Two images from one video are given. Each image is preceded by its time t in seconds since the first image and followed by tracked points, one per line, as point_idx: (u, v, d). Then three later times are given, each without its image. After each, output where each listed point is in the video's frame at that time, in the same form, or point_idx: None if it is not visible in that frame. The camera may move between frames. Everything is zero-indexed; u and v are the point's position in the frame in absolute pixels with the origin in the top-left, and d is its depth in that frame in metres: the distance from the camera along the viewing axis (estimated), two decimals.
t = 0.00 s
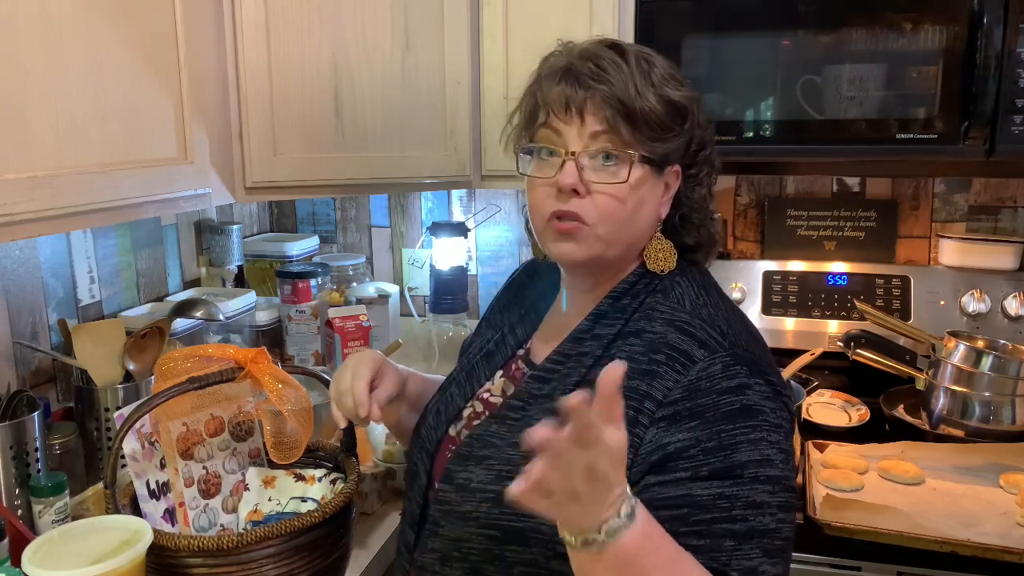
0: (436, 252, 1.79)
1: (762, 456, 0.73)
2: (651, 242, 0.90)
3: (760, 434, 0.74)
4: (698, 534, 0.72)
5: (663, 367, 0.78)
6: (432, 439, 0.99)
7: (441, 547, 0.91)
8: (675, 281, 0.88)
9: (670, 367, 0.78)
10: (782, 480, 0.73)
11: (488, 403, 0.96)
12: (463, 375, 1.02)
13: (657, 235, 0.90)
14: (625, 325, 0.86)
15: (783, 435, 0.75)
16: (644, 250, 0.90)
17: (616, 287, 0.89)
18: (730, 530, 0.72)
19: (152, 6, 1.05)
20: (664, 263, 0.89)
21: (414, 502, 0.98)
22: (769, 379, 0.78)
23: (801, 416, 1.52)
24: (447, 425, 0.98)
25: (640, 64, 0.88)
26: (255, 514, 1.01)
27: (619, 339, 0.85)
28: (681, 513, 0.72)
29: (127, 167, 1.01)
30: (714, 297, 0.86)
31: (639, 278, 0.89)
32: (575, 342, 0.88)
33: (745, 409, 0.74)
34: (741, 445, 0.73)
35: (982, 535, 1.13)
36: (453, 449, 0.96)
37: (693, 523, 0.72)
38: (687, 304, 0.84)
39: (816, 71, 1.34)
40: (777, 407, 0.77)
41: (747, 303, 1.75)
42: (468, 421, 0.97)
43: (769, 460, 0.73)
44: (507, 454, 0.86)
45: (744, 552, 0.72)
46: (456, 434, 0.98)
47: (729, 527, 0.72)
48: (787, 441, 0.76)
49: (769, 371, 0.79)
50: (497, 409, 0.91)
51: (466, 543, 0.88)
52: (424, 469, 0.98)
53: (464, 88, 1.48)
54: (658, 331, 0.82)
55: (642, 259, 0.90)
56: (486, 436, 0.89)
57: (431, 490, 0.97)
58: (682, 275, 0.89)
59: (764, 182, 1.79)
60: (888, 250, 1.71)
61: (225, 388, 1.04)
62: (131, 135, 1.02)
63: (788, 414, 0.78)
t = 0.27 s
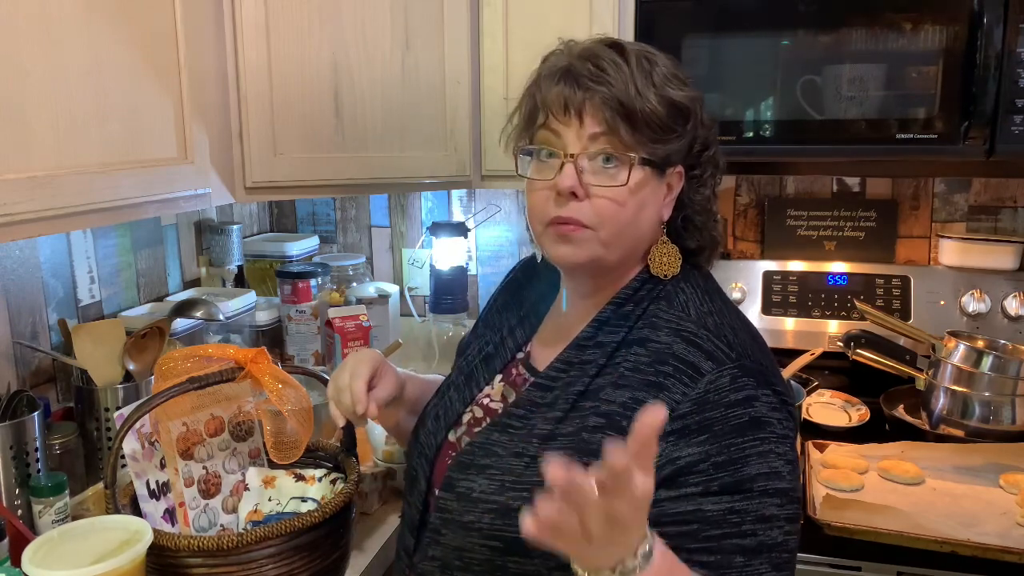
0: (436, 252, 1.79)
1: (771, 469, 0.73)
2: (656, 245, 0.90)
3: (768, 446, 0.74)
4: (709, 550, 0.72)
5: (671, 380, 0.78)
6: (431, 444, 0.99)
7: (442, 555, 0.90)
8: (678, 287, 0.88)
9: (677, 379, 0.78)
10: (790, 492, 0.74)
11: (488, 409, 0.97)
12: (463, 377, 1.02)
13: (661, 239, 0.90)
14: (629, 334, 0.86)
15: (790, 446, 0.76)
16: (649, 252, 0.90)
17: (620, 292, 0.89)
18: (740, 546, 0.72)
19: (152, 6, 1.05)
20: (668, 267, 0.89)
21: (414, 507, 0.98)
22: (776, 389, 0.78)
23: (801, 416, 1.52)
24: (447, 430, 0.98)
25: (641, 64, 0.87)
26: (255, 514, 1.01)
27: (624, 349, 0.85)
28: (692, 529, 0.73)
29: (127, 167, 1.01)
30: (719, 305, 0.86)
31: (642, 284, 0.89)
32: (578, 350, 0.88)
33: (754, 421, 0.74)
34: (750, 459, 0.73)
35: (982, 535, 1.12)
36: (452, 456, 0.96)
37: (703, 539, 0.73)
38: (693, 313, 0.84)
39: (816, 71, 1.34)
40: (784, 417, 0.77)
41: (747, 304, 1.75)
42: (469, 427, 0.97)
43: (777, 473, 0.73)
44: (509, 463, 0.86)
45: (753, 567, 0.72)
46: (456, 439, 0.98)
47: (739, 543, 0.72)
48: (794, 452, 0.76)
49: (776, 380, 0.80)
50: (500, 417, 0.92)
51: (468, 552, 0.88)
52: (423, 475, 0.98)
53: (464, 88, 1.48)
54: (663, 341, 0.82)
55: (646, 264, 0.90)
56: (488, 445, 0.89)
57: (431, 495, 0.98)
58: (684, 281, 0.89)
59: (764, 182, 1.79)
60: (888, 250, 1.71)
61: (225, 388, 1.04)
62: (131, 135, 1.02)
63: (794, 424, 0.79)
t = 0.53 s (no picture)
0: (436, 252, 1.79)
1: (774, 468, 0.74)
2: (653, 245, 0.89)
3: (770, 445, 0.74)
4: (714, 552, 0.74)
5: (671, 380, 0.79)
6: (431, 446, 0.99)
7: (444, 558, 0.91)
8: (677, 286, 0.88)
9: (678, 379, 0.78)
10: (794, 490, 0.74)
11: (488, 409, 0.97)
12: (461, 378, 1.02)
13: (657, 239, 0.90)
14: (628, 333, 0.86)
15: (793, 443, 0.76)
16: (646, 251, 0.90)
17: (618, 291, 0.89)
18: (744, 547, 0.73)
19: (152, 6, 1.05)
20: (662, 266, 0.89)
21: (414, 508, 0.99)
22: (776, 386, 0.79)
23: (801, 416, 1.52)
24: (447, 431, 0.98)
25: (627, 65, 0.86)
26: (255, 514, 1.01)
27: (623, 348, 0.85)
28: (697, 531, 0.75)
29: (127, 167, 1.01)
30: (717, 303, 0.87)
31: (641, 283, 0.89)
32: (577, 349, 0.88)
33: (755, 420, 0.75)
34: (752, 458, 0.74)
35: (982, 535, 1.13)
36: (452, 456, 0.97)
37: (707, 542, 0.74)
38: (691, 311, 0.84)
39: (816, 71, 1.34)
40: (785, 414, 0.77)
41: (747, 304, 1.75)
42: (468, 427, 0.97)
43: (780, 470, 0.74)
44: (510, 465, 0.86)
45: (758, 567, 0.74)
46: (456, 439, 0.98)
47: (744, 544, 0.73)
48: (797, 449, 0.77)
49: (776, 377, 0.80)
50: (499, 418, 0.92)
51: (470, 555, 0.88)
52: (423, 476, 0.98)
53: (464, 88, 1.48)
54: (663, 340, 0.82)
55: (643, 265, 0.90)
56: (488, 446, 0.89)
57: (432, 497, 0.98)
58: (681, 279, 0.89)
59: (764, 182, 1.79)
60: (887, 250, 1.71)
61: (225, 388, 1.04)
62: (131, 135, 1.02)
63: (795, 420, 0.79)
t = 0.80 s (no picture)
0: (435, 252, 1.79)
1: (758, 453, 0.74)
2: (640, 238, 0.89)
3: (754, 430, 0.74)
4: (696, 536, 0.74)
5: (657, 367, 0.79)
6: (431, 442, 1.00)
7: (444, 553, 0.90)
8: (668, 278, 0.88)
9: (664, 366, 0.79)
10: (779, 475, 0.74)
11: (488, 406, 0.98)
12: (462, 376, 1.03)
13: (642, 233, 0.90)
14: (619, 323, 0.86)
15: (779, 429, 0.76)
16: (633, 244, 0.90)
17: (608, 285, 0.89)
18: (727, 531, 0.73)
19: (152, 6, 1.05)
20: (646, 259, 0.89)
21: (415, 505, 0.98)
22: (763, 373, 0.79)
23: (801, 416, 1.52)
24: (447, 428, 0.99)
25: (607, 63, 0.88)
26: (255, 514, 1.01)
27: (613, 337, 0.85)
28: (680, 515, 0.75)
29: (127, 167, 1.01)
30: (707, 294, 0.87)
31: (630, 276, 0.89)
32: (570, 342, 0.88)
33: (739, 405, 0.75)
34: (735, 443, 0.74)
35: (982, 535, 1.13)
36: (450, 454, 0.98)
37: (690, 526, 0.75)
38: (680, 301, 0.84)
39: (816, 71, 1.34)
40: (772, 401, 0.77)
41: (746, 303, 1.75)
42: (466, 424, 0.98)
43: (765, 456, 0.74)
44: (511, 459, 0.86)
45: (742, 551, 0.73)
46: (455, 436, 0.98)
47: (726, 528, 0.73)
48: (784, 435, 0.76)
49: (764, 366, 0.80)
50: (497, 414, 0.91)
51: (467, 547, 0.88)
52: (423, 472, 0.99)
53: (464, 88, 1.48)
54: (651, 329, 0.82)
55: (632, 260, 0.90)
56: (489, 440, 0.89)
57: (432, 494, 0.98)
58: (671, 272, 0.89)
59: (764, 182, 1.79)
60: (887, 250, 1.71)
61: (225, 388, 1.04)
62: (130, 135, 1.02)
63: (783, 408, 0.79)
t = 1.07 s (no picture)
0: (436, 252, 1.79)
1: (751, 436, 0.73)
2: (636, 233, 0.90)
3: (748, 414, 0.74)
4: (689, 517, 0.74)
5: (652, 352, 0.79)
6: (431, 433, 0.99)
7: (442, 539, 0.90)
8: (665, 271, 0.88)
9: (659, 351, 0.79)
10: (772, 459, 0.73)
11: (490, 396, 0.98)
12: (463, 370, 1.03)
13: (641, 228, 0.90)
14: (616, 313, 0.86)
15: (773, 415, 0.76)
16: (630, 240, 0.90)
17: (606, 278, 0.90)
18: (720, 513, 0.72)
19: (152, 6, 1.05)
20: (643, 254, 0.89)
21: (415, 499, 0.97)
22: (758, 362, 0.79)
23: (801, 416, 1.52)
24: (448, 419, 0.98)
25: (610, 62, 0.87)
26: (255, 514, 1.01)
27: (609, 326, 0.85)
28: (673, 496, 0.74)
29: (127, 167, 1.01)
30: (704, 286, 0.87)
31: (628, 269, 0.90)
32: (568, 332, 0.88)
33: (733, 390, 0.75)
34: (729, 426, 0.74)
35: (982, 535, 1.13)
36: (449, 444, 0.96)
37: (683, 507, 0.74)
38: (677, 292, 0.84)
39: (816, 71, 1.34)
40: (766, 388, 0.77)
41: (746, 303, 1.75)
42: (466, 414, 0.97)
43: (759, 440, 0.74)
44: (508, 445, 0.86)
45: (735, 533, 0.72)
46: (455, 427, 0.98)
47: (719, 509, 0.73)
48: (778, 421, 0.76)
49: (759, 355, 0.80)
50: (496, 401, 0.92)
51: (465, 531, 0.89)
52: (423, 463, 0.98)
53: (464, 88, 1.48)
54: (647, 318, 0.82)
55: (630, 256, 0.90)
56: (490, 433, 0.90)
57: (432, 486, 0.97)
58: (671, 266, 0.89)
59: (764, 182, 1.79)
60: (887, 250, 1.71)
61: (225, 388, 1.04)
62: (131, 135, 1.02)
63: (778, 397, 0.79)
